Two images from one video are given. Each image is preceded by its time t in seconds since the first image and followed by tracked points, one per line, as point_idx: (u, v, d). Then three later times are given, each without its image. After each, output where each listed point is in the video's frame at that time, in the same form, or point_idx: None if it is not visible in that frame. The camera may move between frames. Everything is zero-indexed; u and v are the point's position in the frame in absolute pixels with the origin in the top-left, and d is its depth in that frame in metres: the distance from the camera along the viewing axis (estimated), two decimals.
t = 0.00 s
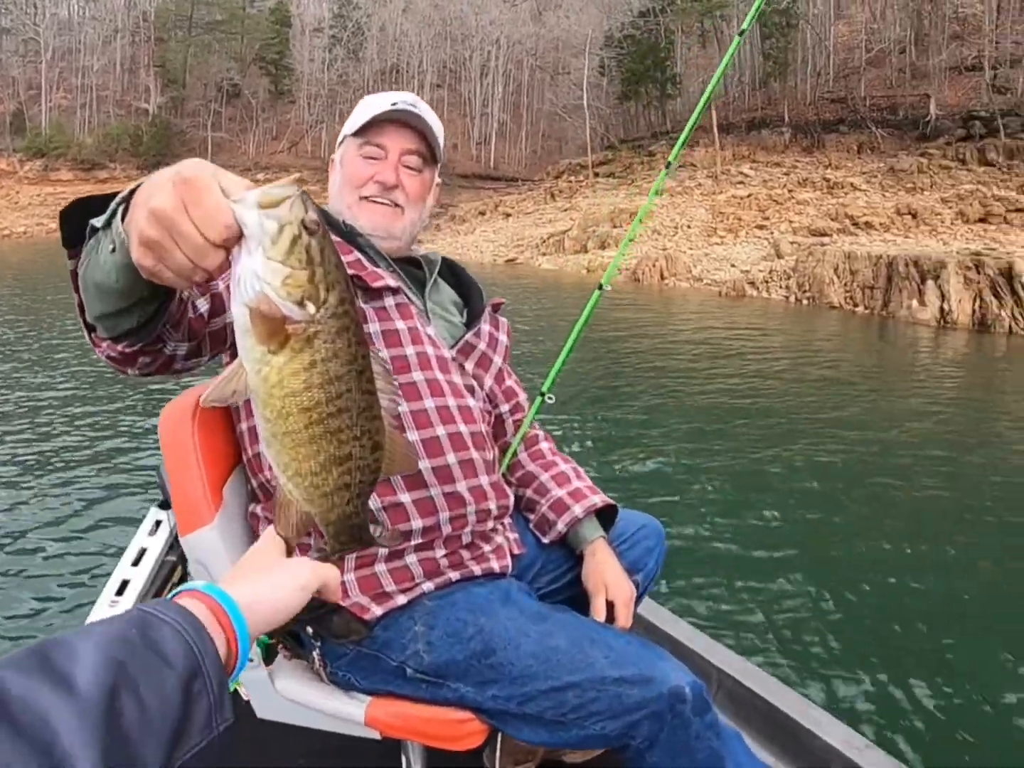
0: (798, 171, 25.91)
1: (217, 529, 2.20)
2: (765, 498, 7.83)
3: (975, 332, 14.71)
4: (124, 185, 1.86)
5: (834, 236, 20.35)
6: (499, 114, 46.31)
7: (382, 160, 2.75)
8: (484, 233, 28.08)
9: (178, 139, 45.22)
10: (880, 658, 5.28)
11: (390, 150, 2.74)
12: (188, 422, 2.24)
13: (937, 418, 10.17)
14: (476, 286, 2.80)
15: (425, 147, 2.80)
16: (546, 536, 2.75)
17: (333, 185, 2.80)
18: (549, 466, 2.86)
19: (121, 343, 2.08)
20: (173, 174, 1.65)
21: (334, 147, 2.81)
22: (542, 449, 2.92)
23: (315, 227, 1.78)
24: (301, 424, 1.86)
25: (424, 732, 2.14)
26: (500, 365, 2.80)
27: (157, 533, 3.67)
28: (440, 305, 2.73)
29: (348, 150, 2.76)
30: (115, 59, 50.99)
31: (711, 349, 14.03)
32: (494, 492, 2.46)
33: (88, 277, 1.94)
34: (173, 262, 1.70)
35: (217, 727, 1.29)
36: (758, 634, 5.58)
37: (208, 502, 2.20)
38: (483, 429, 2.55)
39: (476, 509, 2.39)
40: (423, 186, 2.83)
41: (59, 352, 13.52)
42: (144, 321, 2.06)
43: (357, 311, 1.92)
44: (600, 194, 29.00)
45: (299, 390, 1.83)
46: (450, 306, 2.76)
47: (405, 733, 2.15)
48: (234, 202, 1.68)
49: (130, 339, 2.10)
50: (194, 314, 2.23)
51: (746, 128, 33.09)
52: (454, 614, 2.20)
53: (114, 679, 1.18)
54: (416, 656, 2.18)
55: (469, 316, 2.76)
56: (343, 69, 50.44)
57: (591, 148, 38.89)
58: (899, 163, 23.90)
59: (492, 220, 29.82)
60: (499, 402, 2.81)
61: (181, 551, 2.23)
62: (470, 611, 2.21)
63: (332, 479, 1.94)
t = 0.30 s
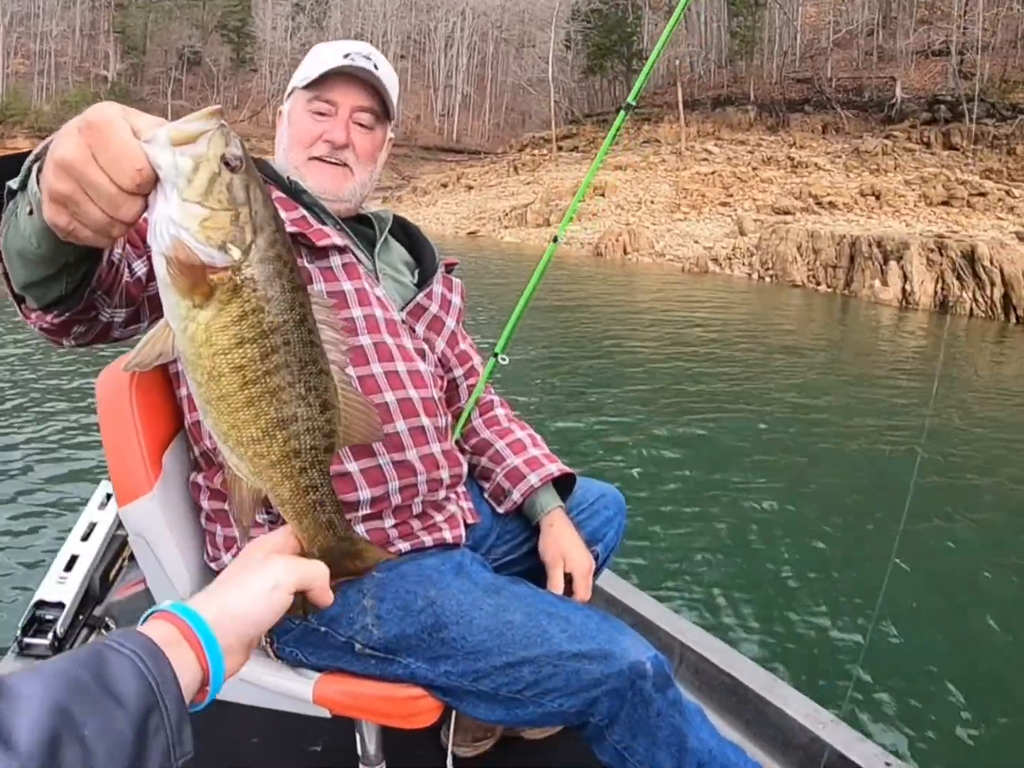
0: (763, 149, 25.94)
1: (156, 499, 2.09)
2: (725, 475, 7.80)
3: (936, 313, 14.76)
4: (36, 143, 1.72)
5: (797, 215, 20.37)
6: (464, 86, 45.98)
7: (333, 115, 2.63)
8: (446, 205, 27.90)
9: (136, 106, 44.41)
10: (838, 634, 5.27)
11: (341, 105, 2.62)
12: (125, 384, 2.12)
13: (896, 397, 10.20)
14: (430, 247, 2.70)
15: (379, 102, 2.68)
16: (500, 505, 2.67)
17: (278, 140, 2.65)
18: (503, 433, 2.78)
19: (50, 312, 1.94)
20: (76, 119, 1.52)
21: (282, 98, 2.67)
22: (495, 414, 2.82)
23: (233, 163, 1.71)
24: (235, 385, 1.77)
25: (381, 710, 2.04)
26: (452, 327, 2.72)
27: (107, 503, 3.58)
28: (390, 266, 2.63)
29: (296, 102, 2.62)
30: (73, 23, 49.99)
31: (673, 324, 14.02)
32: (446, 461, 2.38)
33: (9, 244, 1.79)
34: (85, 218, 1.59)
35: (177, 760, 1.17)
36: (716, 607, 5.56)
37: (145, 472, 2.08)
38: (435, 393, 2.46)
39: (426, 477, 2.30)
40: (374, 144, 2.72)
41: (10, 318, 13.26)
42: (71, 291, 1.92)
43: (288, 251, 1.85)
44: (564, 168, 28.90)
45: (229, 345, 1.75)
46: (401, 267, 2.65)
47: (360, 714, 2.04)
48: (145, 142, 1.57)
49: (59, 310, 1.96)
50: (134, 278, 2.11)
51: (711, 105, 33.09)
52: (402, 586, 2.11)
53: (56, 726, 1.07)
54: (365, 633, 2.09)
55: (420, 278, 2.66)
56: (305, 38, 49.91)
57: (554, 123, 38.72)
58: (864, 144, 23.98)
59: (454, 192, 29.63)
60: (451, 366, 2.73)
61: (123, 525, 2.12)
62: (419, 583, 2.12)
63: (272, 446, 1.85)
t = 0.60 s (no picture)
0: (783, 127, 25.80)
1: (192, 479, 2.15)
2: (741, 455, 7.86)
3: (954, 297, 14.70)
4: (67, 161, 1.80)
5: (817, 194, 20.28)
6: (481, 58, 45.75)
7: (367, 99, 2.68)
8: (463, 177, 27.84)
9: (152, 75, 44.26)
10: (851, 615, 5.33)
11: (375, 88, 2.67)
12: (160, 360, 2.16)
13: (912, 380, 10.23)
14: (460, 229, 2.75)
15: (411, 85, 2.73)
16: (525, 485, 2.72)
17: (313, 122, 2.72)
18: (529, 414, 2.82)
19: (98, 320, 2.01)
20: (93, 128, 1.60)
21: (316, 79, 2.72)
22: (522, 395, 2.87)
23: (257, 136, 1.68)
24: (265, 357, 1.79)
25: (414, 686, 2.12)
26: (481, 311, 2.76)
27: (133, 474, 3.59)
28: (422, 249, 2.66)
29: (330, 83, 2.67)
30: None
31: (688, 301, 14.00)
32: (476, 443, 2.44)
33: (53, 259, 1.87)
34: (122, 221, 1.67)
35: None
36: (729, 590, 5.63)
37: (180, 444, 2.13)
38: (464, 374, 2.50)
39: (457, 459, 2.36)
40: (407, 127, 2.77)
41: (30, 293, 13.39)
42: (117, 299, 1.99)
43: (323, 219, 1.84)
44: (582, 141, 28.79)
45: (262, 319, 1.76)
46: (431, 249, 2.69)
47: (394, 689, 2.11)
48: (165, 134, 1.62)
49: (109, 318, 2.03)
50: (179, 275, 2.17)
51: (731, 81, 32.90)
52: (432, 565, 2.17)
53: None
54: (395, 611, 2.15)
55: (450, 261, 2.69)
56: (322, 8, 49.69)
57: (573, 96, 38.51)
58: (885, 124, 23.84)
59: (471, 164, 29.56)
60: (479, 347, 2.77)
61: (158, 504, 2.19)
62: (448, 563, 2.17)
63: (302, 420, 1.87)
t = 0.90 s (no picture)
0: (816, 118, 25.76)
1: (259, 459, 2.30)
2: (767, 448, 7.96)
3: (984, 296, 14.70)
4: (163, 181, 1.95)
5: (849, 188, 20.26)
6: (513, 40, 45.74)
7: (430, 105, 2.80)
8: (493, 160, 27.93)
9: (184, 51, 44.45)
10: (869, 611, 5.45)
11: (438, 95, 2.79)
12: (230, 346, 2.30)
13: (938, 378, 10.31)
14: (514, 231, 2.89)
15: (471, 92, 2.85)
16: (565, 474, 2.86)
17: (378, 125, 2.86)
18: (570, 406, 2.96)
19: (190, 325, 2.15)
20: (192, 152, 1.73)
21: (382, 82, 2.85)
22: (566, 390, 3.01)
23: (342, 158, 1.79)
24: (344, 359, 1.91)
25: (456, 657, 2.29)
26: (531, 308, 2.91)
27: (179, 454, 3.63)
28: (478, 248, 2.82)
29: (395, 89, 2.80)
30: None
31: (716, 292, 14.06)
32: (523, 434, 2.57)
33: (148, 271, 2.03)
34: (220, 238, 1.81)
35: None
36: (751, 585, 5.74)
37: (250, 429, 2.27)
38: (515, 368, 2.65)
39: (505, 447, 2.50)
40: (467, 131, 2.90)
41: (66, 270, 13.60)
42: (208, 303, 2.13)
43: (403, 233, 1.96)
44: (613, 127, 28.79)
45: (343, 324, 1.87)
46: (486, 249, 2.86)
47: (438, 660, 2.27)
48: (257, 159, 1.75)
49: (201, 321, 2.17)
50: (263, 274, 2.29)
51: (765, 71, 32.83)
52: (482, 545, 2.31)
53: None
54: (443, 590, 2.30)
55: (504, 261, 2.85)
56: None
57: (604, 81, 38.46)
58: (919, 119, 23.77)
59: (502, 147, 29.64)
60: (527, 343, 2.92)
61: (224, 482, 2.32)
62: (494, 546, 2.31)
63: (372, 413, 1.99)
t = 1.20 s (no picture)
0: (842, 113, 25.67)
1: (295, 445, 2.36)
2: (787, 445, 8.00)
3: (1009, 294, 14.64)
4: (223, 163, 2.02)
5: (874, 184, 20.20)
6: (536, 31, 45.69)
7: (466, 106, 2.81)
8: (516, 152, 27.95)
9: (208, 41, 44.56)
10: (886, 610, 5.49)
11: (474, 97, 2.80)
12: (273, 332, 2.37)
13: (960, 376, 10.32)
14: (545, 231, 2.93)
15: (506, 94, 2.87)
16: (589, 466, 2.91)
17: (414, 125, 2.87)
18: (597, 402, 3.01)
19: (240, 306, 2.21)
20: (260, 136, 1.79)
21: (418, 83, 2.86)
22: (591, 386, 3.06)
23: (401, 148, 1.88)
24: (404, 336, 2.00)
25: (483, 642, 2.35)
26: (560, 304, 2.97)
27: (208, 437, 3.81)
28: (510, 246, 2.87)
29: (432, 90, 2.81)
30: None
31: (738, 287, 14.05)
32: (550, 425, 2.62)
33: (202, 249, 2.09)
34: (280, 216, 1.85)
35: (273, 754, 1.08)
36: (771, 582, 5.78)
37: (286, 415, 2.34)
38: (542, 362, 2.71)
39: (533, 436, 2.55)
40: (502, 133, 2.92)
41: (92, 258, 13.71)
42: (259, 285, 2.19)
43: (452, 220, 2.06)
44: (636, 120, 28.76)
45: (402, 302, 1.98)
46: (518, 248, 2.90)
47: (465, 641, 2.35)
48: (322, 145, 1.82)
49: (248, 303, 2.23)
50: (305, 263, 2.36)
51: (790, 65, 32.75)
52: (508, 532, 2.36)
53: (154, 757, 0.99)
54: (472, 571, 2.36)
55: (535, 258, 2.91)
56: None
57: (628, 74, 38.38)
58: (946, 115, 23.68)
59: (525, 139, 29.65)
60: (555, 339, 2.98)
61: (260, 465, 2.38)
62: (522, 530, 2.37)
63: (428, 386, 2.09)
